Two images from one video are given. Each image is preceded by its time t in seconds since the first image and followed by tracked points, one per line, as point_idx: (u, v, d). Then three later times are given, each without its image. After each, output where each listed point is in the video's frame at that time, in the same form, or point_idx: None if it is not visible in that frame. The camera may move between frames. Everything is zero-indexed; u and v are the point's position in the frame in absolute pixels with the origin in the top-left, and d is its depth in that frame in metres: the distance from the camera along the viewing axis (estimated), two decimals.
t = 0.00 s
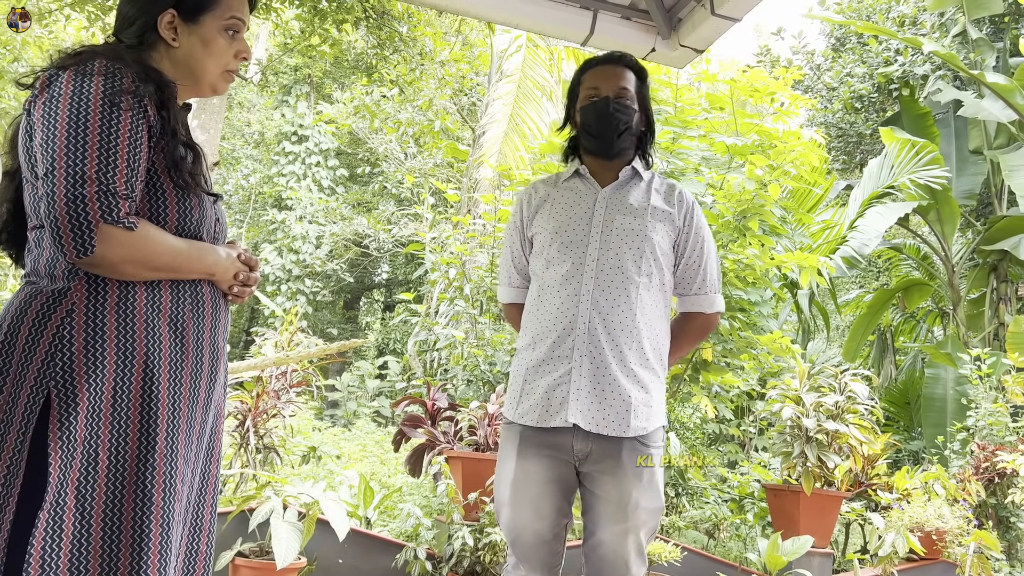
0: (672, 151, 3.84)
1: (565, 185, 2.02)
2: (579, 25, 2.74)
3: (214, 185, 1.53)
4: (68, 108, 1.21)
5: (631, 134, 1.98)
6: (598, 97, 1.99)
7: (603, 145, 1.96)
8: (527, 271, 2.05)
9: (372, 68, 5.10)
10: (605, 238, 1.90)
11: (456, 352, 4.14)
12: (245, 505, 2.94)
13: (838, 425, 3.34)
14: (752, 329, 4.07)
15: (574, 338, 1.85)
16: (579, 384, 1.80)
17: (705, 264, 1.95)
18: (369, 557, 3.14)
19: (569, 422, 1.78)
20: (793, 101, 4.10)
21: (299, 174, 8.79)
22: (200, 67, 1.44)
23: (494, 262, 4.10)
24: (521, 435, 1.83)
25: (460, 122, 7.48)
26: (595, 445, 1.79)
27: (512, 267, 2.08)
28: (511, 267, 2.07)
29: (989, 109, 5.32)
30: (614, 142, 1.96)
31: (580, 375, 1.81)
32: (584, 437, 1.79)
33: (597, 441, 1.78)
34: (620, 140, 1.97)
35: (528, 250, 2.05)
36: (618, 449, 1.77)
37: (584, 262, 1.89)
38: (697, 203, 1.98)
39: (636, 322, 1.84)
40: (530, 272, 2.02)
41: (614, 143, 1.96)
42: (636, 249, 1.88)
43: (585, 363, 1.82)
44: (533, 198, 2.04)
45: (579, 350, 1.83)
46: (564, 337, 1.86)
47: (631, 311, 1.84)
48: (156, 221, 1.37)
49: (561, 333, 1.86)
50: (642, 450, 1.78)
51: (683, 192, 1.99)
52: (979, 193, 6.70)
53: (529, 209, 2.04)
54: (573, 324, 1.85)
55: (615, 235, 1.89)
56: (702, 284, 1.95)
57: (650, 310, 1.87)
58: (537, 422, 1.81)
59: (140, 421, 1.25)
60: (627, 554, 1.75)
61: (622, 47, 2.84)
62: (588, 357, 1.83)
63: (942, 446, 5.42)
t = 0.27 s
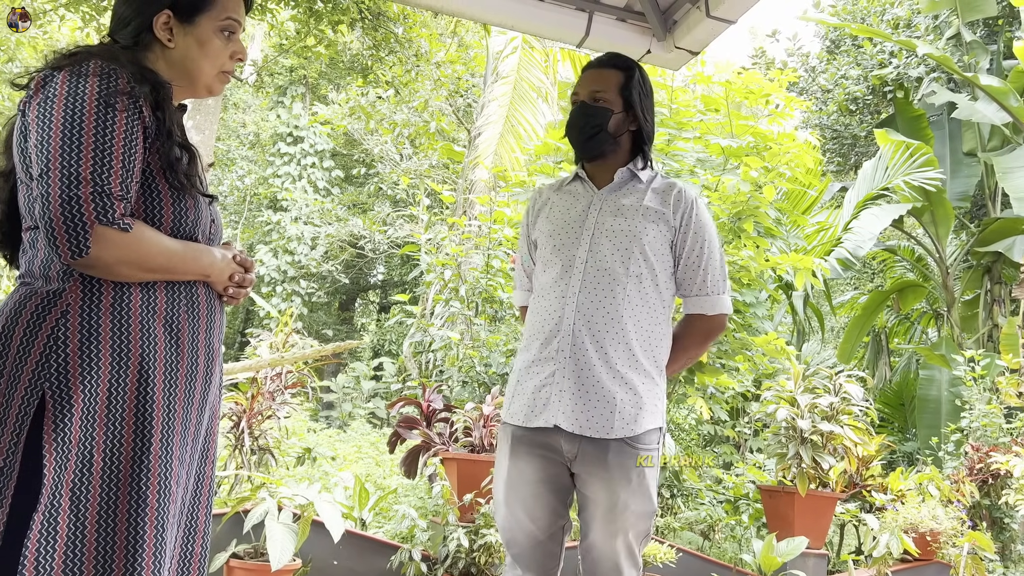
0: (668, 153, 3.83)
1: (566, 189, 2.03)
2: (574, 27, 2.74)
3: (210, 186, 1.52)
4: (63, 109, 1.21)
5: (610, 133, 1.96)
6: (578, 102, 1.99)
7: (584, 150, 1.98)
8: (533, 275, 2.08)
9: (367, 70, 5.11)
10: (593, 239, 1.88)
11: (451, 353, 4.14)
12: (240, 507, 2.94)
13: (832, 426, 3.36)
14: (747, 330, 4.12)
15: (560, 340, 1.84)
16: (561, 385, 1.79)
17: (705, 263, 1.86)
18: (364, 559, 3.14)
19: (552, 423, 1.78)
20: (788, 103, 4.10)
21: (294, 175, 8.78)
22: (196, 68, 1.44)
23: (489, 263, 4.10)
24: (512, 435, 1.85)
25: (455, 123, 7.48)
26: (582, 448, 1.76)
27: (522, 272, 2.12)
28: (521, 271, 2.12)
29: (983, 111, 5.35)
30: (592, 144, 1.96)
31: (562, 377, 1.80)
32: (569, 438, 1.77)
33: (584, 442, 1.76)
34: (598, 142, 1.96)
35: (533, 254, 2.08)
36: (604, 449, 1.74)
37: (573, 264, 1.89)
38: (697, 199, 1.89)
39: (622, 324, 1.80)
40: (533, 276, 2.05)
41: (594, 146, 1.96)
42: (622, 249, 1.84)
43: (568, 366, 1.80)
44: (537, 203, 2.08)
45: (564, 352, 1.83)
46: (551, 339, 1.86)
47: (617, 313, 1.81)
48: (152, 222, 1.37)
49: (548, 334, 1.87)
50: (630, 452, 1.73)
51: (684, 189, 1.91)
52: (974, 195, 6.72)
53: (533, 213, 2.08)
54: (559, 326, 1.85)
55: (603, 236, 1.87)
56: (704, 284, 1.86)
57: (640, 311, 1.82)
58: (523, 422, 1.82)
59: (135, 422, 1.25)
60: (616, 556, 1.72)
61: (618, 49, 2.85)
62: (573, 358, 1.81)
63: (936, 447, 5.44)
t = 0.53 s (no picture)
0: (663, 154, 3.85)
1: (566, 193, 2.05)
2: (570, 28, 2.74)
3: (205, 188, 1.52)
4: (58, 110, 1.20)
5: (606, 136, 1.96)
6: (574, 105, 2.00)
7: (581, 154, 1.99)
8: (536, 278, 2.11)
9: (363, 71, 5.11)
10: (585, 241, 1.89)
11: (446, 354, 4.14)
12: (235, 508, 2.94)
13: (827, 428, 3.36)
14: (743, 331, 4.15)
15: (550, 342, 1.85)
16: (549, 387, 1.80)
17: (700, 264, 1.83)
18: (359, 560, 3.13)
19: (539, 424, 1.79)
20: (783, 104, 4.11)
21: (289, 176, 8.77)
22: (192, 70, 1.44)
23: (485, 264, 4.11)
24: (507, 435, 1.87)
25: (451, 125, 7.48)
26: (571, 449, 1.77)
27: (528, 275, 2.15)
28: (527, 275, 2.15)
29: (977, 113, 5.37)
30: (586, 147, 1.97)
31: (550, 379, 1.81)
32: (558, 440, 1.77)
33: (572, 444, 1.76)
34: (594, 145, 1.96)
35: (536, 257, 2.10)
36: (593, 450, 1.74)
37: (565, 267, 1.90)
38: (692, 199, 1.86)
39: (609, 326, 1.80)
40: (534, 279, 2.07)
41: (590, 150, 1.97)
42: (611, 252, 1.84)
43: (556, 368, 1.81)
44: (540, 207, 2.10)
45: (553, 353, 1.83)
46: (543, 341, 1.87)
47: (605, 315, 1.81)
48: (147, 223, 1.36)
49: (540, 336, 1.88)
50: (619, 454, 1.72)
51: (680, 189, 1.89)
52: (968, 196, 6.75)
53: (536, 217, 2.11)
54: (550, 329, 1.86)
55: (594, 238, 1.88)
56: (701, 285, 1.83)
57: (628, 313, 1.81)
58: (514, 422, 1.84)
59: (130, 424, 1.25)
60: (607, 557, 1.72)
61: (615, 51, 2.85)
62: (561, 360, 1.82)
63: (930, 448, 5.46)
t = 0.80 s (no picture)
0: (659, 155, 3.87)
1: (561, 193, 2.05)
2: (565, 29, 2.74)
3: (199, 188, 1.52)
4: (52, 110, 1.20)
5: (600, 138, 1.96)
6: (567, 108, 1.99)
7: (575, 157, 1.98)
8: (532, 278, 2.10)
9: (358, 72, 5.11)
10: (580, 241, 1.89)
11: (442, 355, 4.14)
12: (230, 509, 2.93)
13: (823, 428, 3.37)
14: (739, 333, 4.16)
15: (544, 341, 1.85)
16: (543, 387, 1.80)
17: (697, 259, 1.82)
18: (355, 561, 3.12)
19: (534, 424, 1.79)
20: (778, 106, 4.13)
21: (285, 176, 8.76)
22: (186, 70, 1.43)
23: (481, 265, 4.12)
24: (502, 435, 1.87)
25: (447, 125, 7.48)
26: (565, 449, 1.77)
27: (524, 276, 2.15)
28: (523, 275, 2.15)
29: (972, 115, 5.39)
30: (580, 150, 1.96)
31: (544, 379, 1.80)
32: (553, 439, 1.78)
33: (567, 444, 1.77)
34: (588, 148, 1.96)
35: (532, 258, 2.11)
36: (587, 451, 1.74)
37: (559, 267, 1.91)
38: (687, 196, 1.86)
39: (604, 325, 1.80)
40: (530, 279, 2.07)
41: (585, 153, 1.96)
42: (605, 251, 1.84)
43: (550, 367, 1.81)
44: (536, 208, 2.11)
45: (547, 353, 1.83)
46: (538, 341, 1.87)
47: (599, 315, 1.81)
48: (140, 223, 1.36)
49: (535, 336, 1.88)
50: (613, 454, 1.72)
51: (675, 185, 1.89)
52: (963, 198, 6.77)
53: (532, 217, 2.11)
54: (544, 328, 1.86)
55: (589, 238, 1.88)
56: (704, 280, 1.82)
57: (623, 312, 1.81)
58: (509, 422, 1.84)
59: (123, 425, 1.24)
60: (602, 558, 1.72)
61: (610, 52, 2.85)
62: (555, 360, 1.81)
63: (925, 449, 5.47)
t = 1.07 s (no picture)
0: (656, 155, 3.88)
1: (556, 194, 2.05)
2: (562, 30, 2.74)
3: (194, 187, 1.51)
4: (46, 108, 1.19)
5: (597, 140, 1.95)
6: (564, 110, 1.98)
7: (572, 159, 1.97)
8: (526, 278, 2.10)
9: (354, 72, 5.11)
10: (578, 241, 1.89)
11: (438, 356, 4.14)
12: (225, 510, 2.92)
13: (819, 428, 3.38)
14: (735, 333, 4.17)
15: (543, 342, 1.85)
16: (543, 387, 1.80)
17: (689, 255, 1.79)
18: (350, 562, 3.12)
19: (534, 423, 1.79)
20: (774, 106, 4.13)
21: (282, 176, 8.75)
22: (181, 69, 1.43)
23: (477, 266, 4.14)
24: (499, 435, 1.86)
25: (443, 125, 7.48)
26: (564, 449, 1.77)
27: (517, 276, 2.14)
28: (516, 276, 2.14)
29: (967, 116, 5.41)
30: (578, 152, 1.96)
31: (544, 379, 1.80)
32: (553, 439, 1.77)
33: (567, 444, 1.76)
34: (585, 150, 1.95)
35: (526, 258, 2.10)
36: (587, 451, 1.74)
37: (557, 266, 1.90)
38: (684, 196, 1.86)
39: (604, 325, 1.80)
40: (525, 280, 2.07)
41: (582, 154, 1.95)
42: (604, 250, 1.84)
43: (550, 367, 1.81)
44: (530, 208, 2.10)
45: (546, 353, 1.83)
46: (536, 341, 1.87)
47: (599, 314, 1.81)
48: (135, 222, 1.36)
49: (533, 337, 1.88)
50: (613, 454, 1.72)
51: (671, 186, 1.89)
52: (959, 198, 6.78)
53: (526, 218, 2.10)
54: (542, 328, 1.86)
55: (587, 238, 1.88)
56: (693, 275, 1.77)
57: (623, 312, 1.81)
58: (509, 422, 1.83)
59: (117, 426, 1.24)
60: (601, 558, 1.72)
61: (607, 53, 2.85)
62: (554, 360, 1.81)
63: (921, 449, 5.48)
